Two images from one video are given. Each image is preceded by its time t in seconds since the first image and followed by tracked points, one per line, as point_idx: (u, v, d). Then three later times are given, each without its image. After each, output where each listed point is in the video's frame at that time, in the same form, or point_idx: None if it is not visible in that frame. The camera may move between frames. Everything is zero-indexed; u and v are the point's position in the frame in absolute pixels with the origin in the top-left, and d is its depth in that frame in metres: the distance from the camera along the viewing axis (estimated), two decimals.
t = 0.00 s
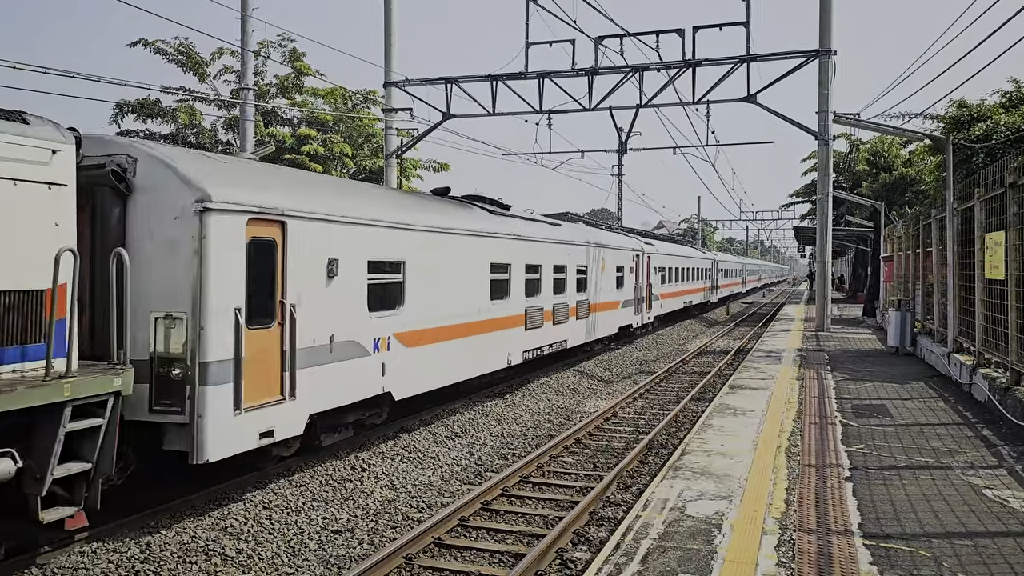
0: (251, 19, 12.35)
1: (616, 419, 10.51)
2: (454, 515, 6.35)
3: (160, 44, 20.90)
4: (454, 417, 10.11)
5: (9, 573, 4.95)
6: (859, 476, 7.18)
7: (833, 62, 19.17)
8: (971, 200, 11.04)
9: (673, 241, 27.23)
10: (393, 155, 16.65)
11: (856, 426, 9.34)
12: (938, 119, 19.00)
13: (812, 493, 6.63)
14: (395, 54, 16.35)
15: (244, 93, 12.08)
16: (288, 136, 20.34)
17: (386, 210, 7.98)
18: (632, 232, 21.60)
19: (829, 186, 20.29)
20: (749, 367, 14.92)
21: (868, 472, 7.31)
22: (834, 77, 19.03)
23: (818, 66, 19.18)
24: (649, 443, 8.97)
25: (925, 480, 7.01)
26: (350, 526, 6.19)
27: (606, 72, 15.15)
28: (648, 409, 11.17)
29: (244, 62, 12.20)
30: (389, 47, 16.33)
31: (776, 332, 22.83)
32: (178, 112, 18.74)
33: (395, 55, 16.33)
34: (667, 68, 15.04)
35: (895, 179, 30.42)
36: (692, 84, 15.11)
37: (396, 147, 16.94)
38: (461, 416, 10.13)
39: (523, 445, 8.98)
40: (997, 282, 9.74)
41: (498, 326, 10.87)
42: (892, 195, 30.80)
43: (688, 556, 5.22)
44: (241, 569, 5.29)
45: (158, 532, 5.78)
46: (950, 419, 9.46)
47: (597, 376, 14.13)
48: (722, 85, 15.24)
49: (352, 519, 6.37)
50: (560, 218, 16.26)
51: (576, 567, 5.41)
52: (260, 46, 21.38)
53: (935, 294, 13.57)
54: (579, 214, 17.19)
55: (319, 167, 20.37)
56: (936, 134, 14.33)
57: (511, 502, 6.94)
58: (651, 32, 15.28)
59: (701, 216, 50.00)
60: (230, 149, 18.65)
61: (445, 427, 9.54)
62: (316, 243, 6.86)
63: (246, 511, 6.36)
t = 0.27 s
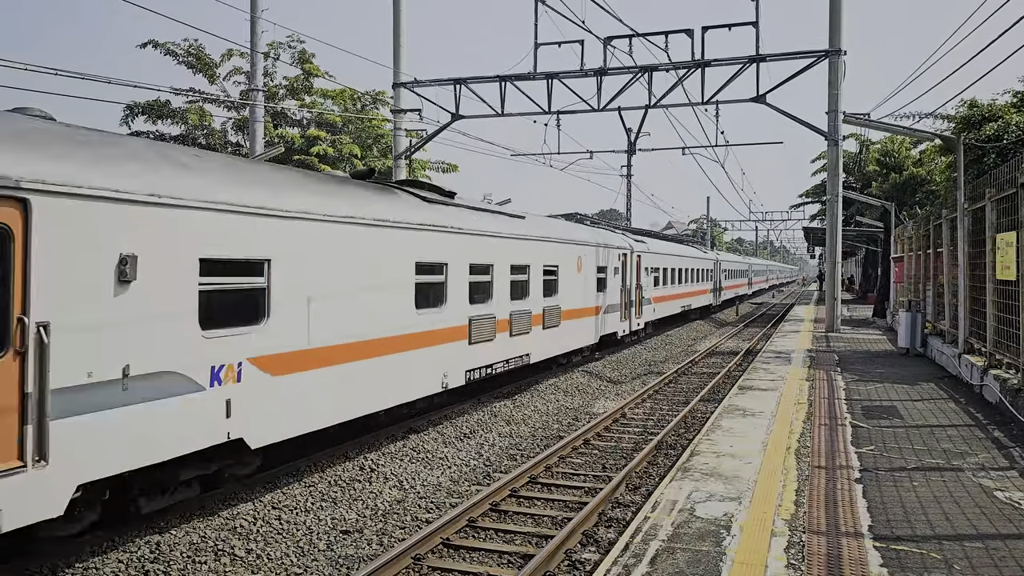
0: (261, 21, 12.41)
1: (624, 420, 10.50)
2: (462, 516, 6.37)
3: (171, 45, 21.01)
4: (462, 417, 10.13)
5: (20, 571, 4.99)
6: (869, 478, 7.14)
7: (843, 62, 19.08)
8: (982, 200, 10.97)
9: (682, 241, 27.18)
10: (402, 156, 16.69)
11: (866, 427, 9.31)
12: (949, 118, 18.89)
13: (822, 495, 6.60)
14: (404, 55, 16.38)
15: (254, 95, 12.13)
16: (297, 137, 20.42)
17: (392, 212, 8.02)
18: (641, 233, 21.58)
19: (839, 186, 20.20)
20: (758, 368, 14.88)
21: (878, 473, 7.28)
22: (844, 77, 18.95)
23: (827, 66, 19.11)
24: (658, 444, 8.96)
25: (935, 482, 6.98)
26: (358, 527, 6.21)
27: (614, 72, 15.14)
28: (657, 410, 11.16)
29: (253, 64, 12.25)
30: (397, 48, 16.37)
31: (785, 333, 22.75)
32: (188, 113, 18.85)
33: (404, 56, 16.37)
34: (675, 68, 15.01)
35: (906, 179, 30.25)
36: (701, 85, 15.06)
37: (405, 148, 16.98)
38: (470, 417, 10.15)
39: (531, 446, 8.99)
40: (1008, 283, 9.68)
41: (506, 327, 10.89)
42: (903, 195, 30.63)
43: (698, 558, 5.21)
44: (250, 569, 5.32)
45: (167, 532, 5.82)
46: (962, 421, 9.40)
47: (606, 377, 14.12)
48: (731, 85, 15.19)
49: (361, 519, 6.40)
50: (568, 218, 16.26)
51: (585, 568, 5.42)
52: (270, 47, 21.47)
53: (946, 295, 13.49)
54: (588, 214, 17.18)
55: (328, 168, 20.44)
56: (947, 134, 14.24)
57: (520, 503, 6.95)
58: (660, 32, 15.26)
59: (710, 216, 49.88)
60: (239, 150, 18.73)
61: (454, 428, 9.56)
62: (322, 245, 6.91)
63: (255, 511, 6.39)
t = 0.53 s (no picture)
0: (269, 22, 12.46)
1: (631, 420, 10.49)
2: (470, 516, 6.38)
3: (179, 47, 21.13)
4: (470, 418, 10.15)
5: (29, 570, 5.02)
6: (878, 479, 7.12)
7: (851, 61, 19.02)
8: (991, 200, 10.91)
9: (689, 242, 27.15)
10: (409, 157, 16.73)
11: (875, 428, 9.28)
12: (958, 118, 18.80)
13: (831, 496, 6.58)
14: (411, 55, 16.40)
15: (262, 96, 12.20)
16: (305, 138, 20.50)
17: (405, 212, 8.02)
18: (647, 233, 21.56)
19: (846, 186, 20.13)
20: (765, 368, 14.85)
21: (886, 474, 7.25)
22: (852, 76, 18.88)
23: (836, 66, 19.04)
24: (665, 445, 8.95)
25: (945, 483, 6.95)
26: (366, 527, 6.23)
27: (621, 73, 15.13)
28: (664, 411, 11.14)
29: (261, 64, 12.30)
30: (405, 49, 16.41)
31: (792, 333, 22.69)
32: (196, 114, 18.95)
33: (411, 57, 16.41)
34: (683, 68, 14.99)
35: (914, 179, 30.11)
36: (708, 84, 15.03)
37: (412, 149, 17.02)
38: (477, 418, 10.17)
39: (539, 446, 9.00)
40: (1018, 284, 9.62)
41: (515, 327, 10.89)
42: (911, 196, 30.51)
43: (706, 559, 5.20)
44: (258, 569, 5.35)
45: (175, 532, 5.85)
46: (971, 422, 9.36)
47: (613, 377, 14.12)
48: (738, 85, 15.16)
49: (369, 519, 6.42)
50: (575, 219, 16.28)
51: (592, 569, 5.42)
52: (277, 48, 21.54)
53: (955, 295, 13.42)
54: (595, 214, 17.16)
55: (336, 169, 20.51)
56: (956, 134, 14.17)
57: (527, 503, 6.95)
58: (667, 32, 15.24)
59: (717, 217, 49.80)
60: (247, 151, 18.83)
61: (461, 428, 9.58)
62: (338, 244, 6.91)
63: (262, 511, 6.42)
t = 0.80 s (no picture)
0: (275, 23, 12.50)
1: (637, 421, 10.48)
2: (476, 517, 6.39)
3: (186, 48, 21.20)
4: (475, 418, 10.17)
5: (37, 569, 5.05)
6: (884, 479, 7.10)
7: (857, 61, 18.96)
8: (998, 200, 10.86)
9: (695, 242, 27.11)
10: (415, 158, 16.75)
11: (881, 429, 9.25)
12: (965, 118, 18.72)
13: (837, 497, 6.56)
14: (416, 56, 16.43)
15: (268, 96, 12.22)
16: (310, 139, 20.55)
17: (411, 211, 8.04)
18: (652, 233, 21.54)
19: (853, 186, 20.06)
20: (771, 368, 14.82)
21: (893, 475, 7.23)
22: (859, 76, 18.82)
23: (842, 65, 18.99)
24: (671, 445, 8.94)
25: (951, 484, 6.92)
26: (372, 527, 6.25)
27: (627, 73, 15.11)
28: (670, 411, 11.13)
29: (267, 66, 12.33)
30: (410, 50, 16.44)
31: (799, 333, 22.63)
32: (202, 116, 19.02)
33: (417, 58, 16.43)
34: (688, 68, 14.96)
35: (921, 179, 30.00)
36: (714, 85, 15.00)
37: (418, 149, 17.04)
38: (483, 418, 10.19)
39: (544, 447, 9.01)
40: None
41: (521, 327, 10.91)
42: (918, 196, 30.39)
43: (711, 560, 5.20)
44: (264, 569, 5.37)
45: (182, 532, 5.87)
46: (978, 423, 9.32)
47: (619, 378, 14.11)
48: (744, 85, 15.13)
49: (374, 520, 6.43)
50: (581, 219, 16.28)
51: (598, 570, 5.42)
52: (283, 49, 21.61)
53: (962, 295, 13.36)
54: (600, 214, 17.15)
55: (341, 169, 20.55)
56: (963, 134, 14.12)
57: (532, 503, 6.96)
58: (673, 32, 15.21)
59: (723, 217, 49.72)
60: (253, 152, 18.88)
61: (467, 428, 9.60)
62: (344, 244, 6.93)
63: (268, 511, 6.44)
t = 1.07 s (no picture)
0: (280, 24, 12.52)
1: (642, 421, 10.47)
2: (481, 516, 6.40)
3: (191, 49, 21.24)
4: (480, 418, 10.17)
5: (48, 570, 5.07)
6: (889, 480, 7.08)
7: (862, 60, 18.92)
8: (1004, 200, 10.83)
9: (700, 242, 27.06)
10: (419, 158, 16.76)
11: (887, 429, 9.23)
12: (971, 117, 18.67)
13: (842, 497, 6.55)
14: (420, 57, 16.44)
15: (273, 97, 12.24)
16: (315, 140, 20.58)
17: (416, 211, 8.06)
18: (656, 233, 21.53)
19: (858, 186, 20.01)
20: (776, 369, 14.78)
21: (898, 475, 7.21)
22: (864, 76, 18.77)
23: (847, 65, 18.94)
24: (676, 446, 8.93)
25: (957, 484, 6.90)
26: (377, 527, 6.26)
27: (631, 73, 15.09)
28: (674, 412, 11.12)
29: (272, 66, 12.36)
30: (415, 50, 16.45)
31: (804, 333, 22.58)
32: (207, 116, 19.06)
33: (421, 58, 16.44)
34: (693, 68, 14.94)
35: (927, 179, 29.91)
36: (718, 84, 14.98)
37: (423, 150, 17.04)
38: (487, 418, 10.19)
39: (549, 447, 9.00)
40: None
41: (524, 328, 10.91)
42: (923, 195, 30.30)
43: (715, 560, 5.19)
44: (269, 569, 5.38)
45: (187, 532, 5.89)
46: (984, 423, 9.29)
47: (623, 378, 14.10)
48: (748, 84, 15.09)
49: (379, 520, 6.44)
50: (585, 219, 16.28)
51: (602, 570, 5.42)
52: (288, 50, 21.64)
53: (968, 295, 13.32)
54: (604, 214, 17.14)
55: (346, 170, 20.57)
56: (969, 133, 14.08)
57: (537, 504, 6.96)
58: (677, 32, 15.18)
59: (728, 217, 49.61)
60: (258, 153, 18.90)
61: (472, 429, 9.60)
62: (350, 245, 6.95)
63: (273, 511, 6.46)
